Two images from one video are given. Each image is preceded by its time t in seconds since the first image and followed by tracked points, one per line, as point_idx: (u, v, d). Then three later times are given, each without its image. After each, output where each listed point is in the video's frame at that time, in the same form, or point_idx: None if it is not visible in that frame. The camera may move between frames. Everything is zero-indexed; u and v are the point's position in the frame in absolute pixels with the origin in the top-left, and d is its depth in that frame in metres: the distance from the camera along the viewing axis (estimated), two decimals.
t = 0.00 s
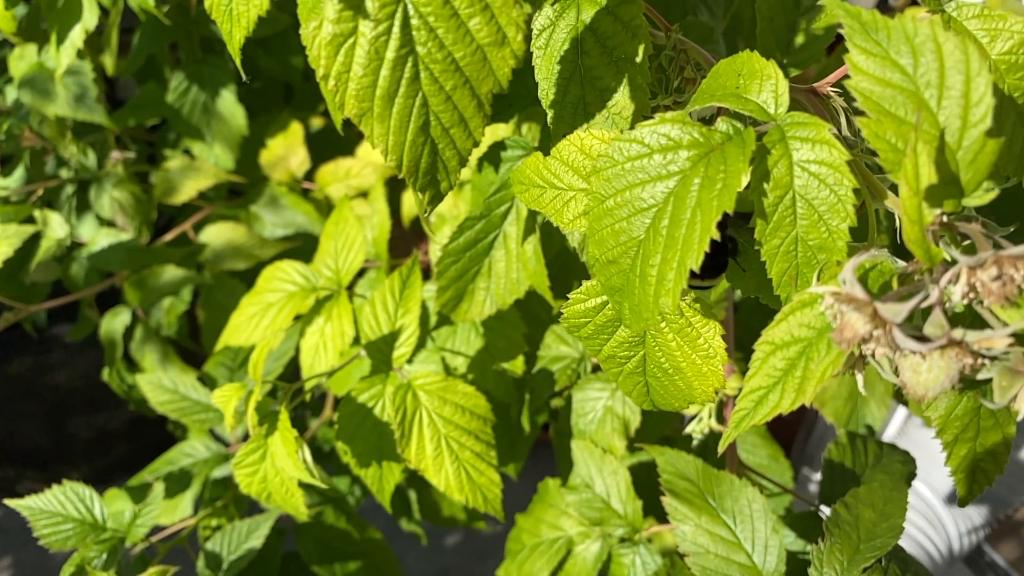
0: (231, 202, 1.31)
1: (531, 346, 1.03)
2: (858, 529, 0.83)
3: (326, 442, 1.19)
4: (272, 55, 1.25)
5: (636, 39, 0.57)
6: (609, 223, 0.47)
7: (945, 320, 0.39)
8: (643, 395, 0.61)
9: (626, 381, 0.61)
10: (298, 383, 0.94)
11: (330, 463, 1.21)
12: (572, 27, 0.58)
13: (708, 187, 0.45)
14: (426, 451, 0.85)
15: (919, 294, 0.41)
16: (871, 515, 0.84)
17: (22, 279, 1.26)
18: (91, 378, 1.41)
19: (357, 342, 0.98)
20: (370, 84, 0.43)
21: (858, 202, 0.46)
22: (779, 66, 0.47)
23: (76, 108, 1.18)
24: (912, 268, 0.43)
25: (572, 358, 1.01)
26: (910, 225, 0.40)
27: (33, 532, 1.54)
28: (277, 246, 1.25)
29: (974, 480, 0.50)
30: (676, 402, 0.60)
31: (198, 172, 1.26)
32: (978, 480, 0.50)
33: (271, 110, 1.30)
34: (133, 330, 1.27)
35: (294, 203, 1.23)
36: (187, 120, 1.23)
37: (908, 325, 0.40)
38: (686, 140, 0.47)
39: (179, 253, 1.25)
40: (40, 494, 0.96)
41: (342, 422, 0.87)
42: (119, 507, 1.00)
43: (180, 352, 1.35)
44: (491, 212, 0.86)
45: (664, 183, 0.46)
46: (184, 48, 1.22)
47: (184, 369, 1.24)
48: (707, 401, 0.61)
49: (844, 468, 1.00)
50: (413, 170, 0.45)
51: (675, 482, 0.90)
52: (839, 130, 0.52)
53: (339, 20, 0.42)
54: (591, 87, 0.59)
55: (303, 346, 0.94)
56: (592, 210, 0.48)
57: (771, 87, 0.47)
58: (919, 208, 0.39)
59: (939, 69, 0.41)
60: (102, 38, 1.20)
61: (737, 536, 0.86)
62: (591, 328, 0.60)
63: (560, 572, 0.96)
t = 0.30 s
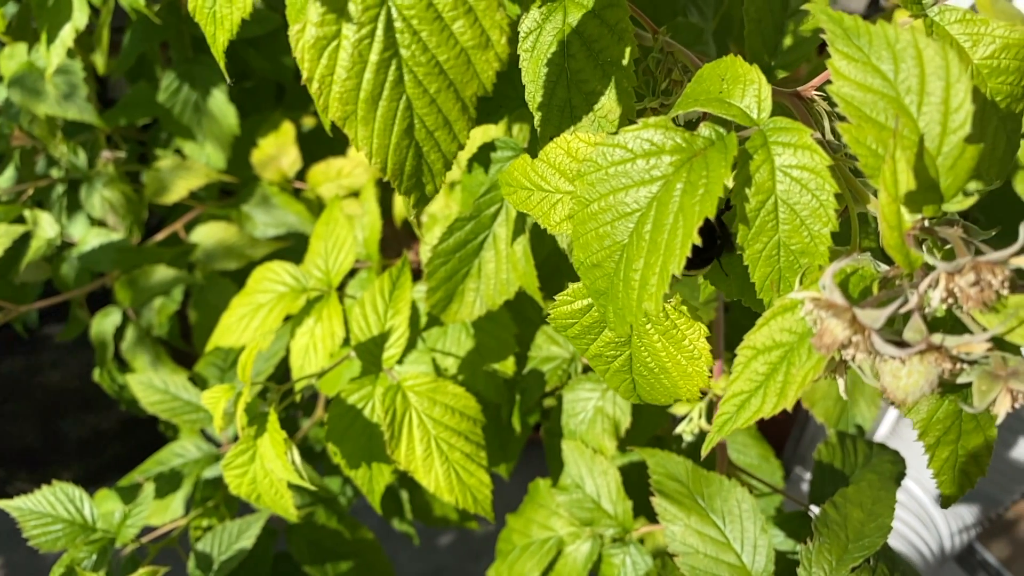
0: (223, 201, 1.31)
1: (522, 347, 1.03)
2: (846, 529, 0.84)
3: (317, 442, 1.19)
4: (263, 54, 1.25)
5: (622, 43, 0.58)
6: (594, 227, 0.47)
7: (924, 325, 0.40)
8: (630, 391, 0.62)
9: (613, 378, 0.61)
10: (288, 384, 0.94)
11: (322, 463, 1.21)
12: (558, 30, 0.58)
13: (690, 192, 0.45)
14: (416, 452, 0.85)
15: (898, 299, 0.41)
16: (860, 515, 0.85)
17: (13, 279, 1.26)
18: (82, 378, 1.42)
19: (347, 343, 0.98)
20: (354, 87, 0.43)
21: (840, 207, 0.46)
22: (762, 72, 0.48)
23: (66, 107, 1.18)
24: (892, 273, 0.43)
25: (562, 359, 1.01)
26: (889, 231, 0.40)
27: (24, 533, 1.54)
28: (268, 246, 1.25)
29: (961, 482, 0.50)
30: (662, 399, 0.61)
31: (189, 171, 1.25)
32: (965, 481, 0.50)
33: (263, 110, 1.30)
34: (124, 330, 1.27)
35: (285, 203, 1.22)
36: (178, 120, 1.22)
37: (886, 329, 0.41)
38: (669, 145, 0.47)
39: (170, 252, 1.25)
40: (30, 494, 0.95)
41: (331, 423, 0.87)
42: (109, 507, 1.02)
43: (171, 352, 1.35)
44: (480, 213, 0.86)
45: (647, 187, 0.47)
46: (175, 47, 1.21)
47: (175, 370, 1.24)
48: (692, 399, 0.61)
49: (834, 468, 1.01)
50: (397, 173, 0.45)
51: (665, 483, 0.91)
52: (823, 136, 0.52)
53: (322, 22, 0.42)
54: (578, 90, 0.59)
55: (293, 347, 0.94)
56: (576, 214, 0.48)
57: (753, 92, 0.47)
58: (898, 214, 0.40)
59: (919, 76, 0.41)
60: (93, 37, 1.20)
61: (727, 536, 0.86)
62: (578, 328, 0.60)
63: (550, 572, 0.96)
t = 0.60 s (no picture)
0: (214, 203, 1.31)
1: (512, 349, 1.04)
2: (835, 530, 0.84)
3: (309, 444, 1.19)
4: (254, 55, 1.25)
5: (607, 48, 0.58)
6: (576, 233, 0.48)
7: (900, 334, 0.40)
8: (613, 396, 0.62)
9: (596, 384, 0.61)
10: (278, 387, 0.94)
11: (314, 465, 1.21)
12: (544, 35, 0.58)
13: (671, 200, 0.45)
14: (405, 455, 0.85)
15: (873, 307, 0.42)
16: (849, 516, 0.85)
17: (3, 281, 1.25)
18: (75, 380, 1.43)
19: (337, 345, 0.98)
20: (335, 93, 0.42)
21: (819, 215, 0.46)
22: (743, 80, 0.48)
23: (55, 107, 1.18)
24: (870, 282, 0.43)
25: (553, 360, 1.01)
26: (866, 240, 0.40)
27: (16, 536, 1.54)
28: (260, 248, 1.25)
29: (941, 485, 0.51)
30: (645, 403, 0.61)
31: (180, 172, 1.25)
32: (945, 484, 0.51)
33: (255, 111, 1.30)
34: (115, 332, 1.27)
35: (276, 205, 1.23)
36: (169, 121, 1.22)
37: (864, 337, 0.41)
38: (650, 153, 0.47)
39: (161, 254, 1.25)
40: (19, 497, 0.95)
41: (321, 426, 0.87)
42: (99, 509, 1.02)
43: (163, 354, 1.35)
44: (469, 216, 0.87)
45: (629, 195, 0.47)
46: (165, 48, 1.21)
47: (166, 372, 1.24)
48: (675, 404, 0.61)
49: (823, 469, 1.01)
50: (379, 180, 0.45)
51: (654, 484, 0.91)
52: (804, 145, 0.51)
53: (303, 30, 0.41)
54: (563, 95, 0.59)
55: (283, 350, 0.94)
56: (559, 221, 0.48)
57: (735, 99, 0.47)
58: (873, 224, 0.40)
59: (896, 86, 0.42)
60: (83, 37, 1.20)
61: (716, 538, 0.86)
62: (563, 333, 0.60)
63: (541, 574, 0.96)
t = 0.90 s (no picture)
0: (206, 204, 1.31)
1: (502, 350, 1.04)
2: (824, 530, 0.84)
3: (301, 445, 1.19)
4: (246, 57, 1.25)
5: (591, 54, 0.58)
6: (560, 240, 0.47)
7: (878, 341, 0.40)
8: (601, 401, 0.62)
9: (584, 388, 0.62)
10: (268, 389, 0.94)
11: (306, 466, 1.21)
12: (529, 40, 0.58)
13: (652, 207, 0.46)
14: (395, 457, 0.86)
15: (851, 313, 0.42)
16: (838, 517, 0.85)
17: None
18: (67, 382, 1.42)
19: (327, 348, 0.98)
20: (315, 102, 0.43)
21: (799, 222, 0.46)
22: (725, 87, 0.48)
23: (47, 108, 1.18)
24: (849, 289, 0.43)
25: (543, 362, 1.02)
26: (845, 248, 0.40)
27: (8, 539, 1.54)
28: (251, 249, 1.25)
29: (918, 492, 0.51)
30: (633, 407, 0.61)
31: (171, 174, 1.25)
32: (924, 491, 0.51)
33: (246, 112, 1.30)
34: (106, 334, 1.27)
35: (268, 206, 1.23)
36: (160, 123, 1.22)
37: (843, 344, 0.41)
38: (631, 160, 0.47)
39: (152, 256, 1.25)
40: (9, 500, 0.94)
41: (310, 429, 0.88)
42: (90, 512, 1.01)
43: (154, 356, 1.34)
44: (459, 219, 0.87)
45: (611, 202, 0.47)
46: (156, 50, 1.21)
47: (158, 374, 1.24)
48: (662, 409, 0.61)
49: (812, 468, 1.02)
50: (360, 187, 0.44)
51: (644, 485, 0.91)
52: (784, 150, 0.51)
53: (283, 39, 0.42)
54: (548, 100, 0.58)
55: (272, 353, 0.95)
56: (542, 227, 0.48)
57: (716, 106, 0.48)
58: (852, 232, 0.40)
59: (875, 94, 0.42)
60: (73, 39, 1.20)
61: (706, 539, 0.87)
62: (549, 337, 0.60)
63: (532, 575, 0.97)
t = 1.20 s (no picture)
0: (198, 206, 1.31)
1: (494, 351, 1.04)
2: (813, 529, 0.84)
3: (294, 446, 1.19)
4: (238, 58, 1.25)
5: (576, 58, 0.58)
6: (544, 245, 0.48)
7: (857, 346, 0.41)
8: (589, 402, 0.62)
9: (572, 390, 0.61)
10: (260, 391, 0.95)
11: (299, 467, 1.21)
12: (515, 44, 0.58)
13: (634, 213, 0.46)
14: (386, 459, 0.86)
15: (830, 319, 0.42)
16: (828, 515, 0.85)
17: None
18: (60, 385, 1.42)
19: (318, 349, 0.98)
20: (296, 109, 0.43)
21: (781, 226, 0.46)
22: (707, 92, 0.48)
23: (38, 110, 1.18)
24: (830, 294, 0.43)
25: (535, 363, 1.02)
26: (823, 253, 0.40)
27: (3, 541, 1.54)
28: (244, 250, 1.25)
29: (900, 494, 0.51)
30: (622, 408, 0.61)
31: (164, 175, 1.25)
32: (904, 493, 0.51)
33: (239, 113, 1.30)
34: (99, 336, 1.27)
35: (260, 207, 1.23)
36: (153, 124, 1.22)
37: (822, 349, 0.42)
38: (613, 166, 0.47)
39: (145, 257, 1.26)
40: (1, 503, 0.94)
41: (301, 431, 0.88)
42: (82, 514, 1.01)
43: (147, 357, 1.35)
44: (449, 221, 0.87)
45: (594, 208, 0.47)
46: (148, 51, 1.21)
47: (151, 375, 1.24)
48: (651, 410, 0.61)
49: (804, 468, 1.02)
50: (343, 194, 0.44)
51: (635, 484, 0.91)
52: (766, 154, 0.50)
53: (264, 46, 0.42)
54: (534, 104, 0.58)
55: (264, 354, 0.95)
56: (526, 232, 0.48)
57: (698, 112, 0.48)
58: (831, 238, 0.40)
59: (854, 100, 0.42)
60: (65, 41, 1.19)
61: (696, 538, 0.87)
62: (538, 340, 0.60)
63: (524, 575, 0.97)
